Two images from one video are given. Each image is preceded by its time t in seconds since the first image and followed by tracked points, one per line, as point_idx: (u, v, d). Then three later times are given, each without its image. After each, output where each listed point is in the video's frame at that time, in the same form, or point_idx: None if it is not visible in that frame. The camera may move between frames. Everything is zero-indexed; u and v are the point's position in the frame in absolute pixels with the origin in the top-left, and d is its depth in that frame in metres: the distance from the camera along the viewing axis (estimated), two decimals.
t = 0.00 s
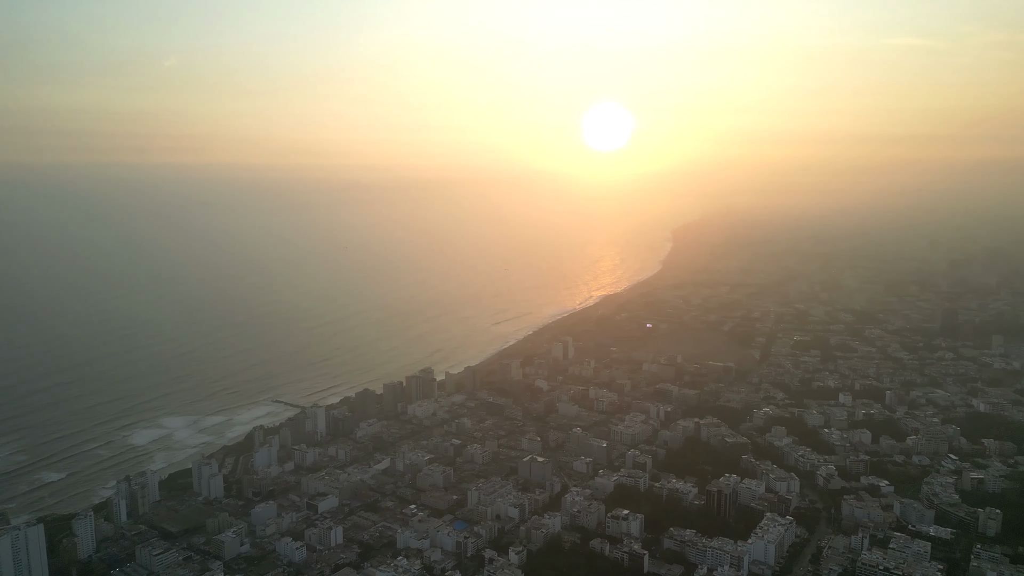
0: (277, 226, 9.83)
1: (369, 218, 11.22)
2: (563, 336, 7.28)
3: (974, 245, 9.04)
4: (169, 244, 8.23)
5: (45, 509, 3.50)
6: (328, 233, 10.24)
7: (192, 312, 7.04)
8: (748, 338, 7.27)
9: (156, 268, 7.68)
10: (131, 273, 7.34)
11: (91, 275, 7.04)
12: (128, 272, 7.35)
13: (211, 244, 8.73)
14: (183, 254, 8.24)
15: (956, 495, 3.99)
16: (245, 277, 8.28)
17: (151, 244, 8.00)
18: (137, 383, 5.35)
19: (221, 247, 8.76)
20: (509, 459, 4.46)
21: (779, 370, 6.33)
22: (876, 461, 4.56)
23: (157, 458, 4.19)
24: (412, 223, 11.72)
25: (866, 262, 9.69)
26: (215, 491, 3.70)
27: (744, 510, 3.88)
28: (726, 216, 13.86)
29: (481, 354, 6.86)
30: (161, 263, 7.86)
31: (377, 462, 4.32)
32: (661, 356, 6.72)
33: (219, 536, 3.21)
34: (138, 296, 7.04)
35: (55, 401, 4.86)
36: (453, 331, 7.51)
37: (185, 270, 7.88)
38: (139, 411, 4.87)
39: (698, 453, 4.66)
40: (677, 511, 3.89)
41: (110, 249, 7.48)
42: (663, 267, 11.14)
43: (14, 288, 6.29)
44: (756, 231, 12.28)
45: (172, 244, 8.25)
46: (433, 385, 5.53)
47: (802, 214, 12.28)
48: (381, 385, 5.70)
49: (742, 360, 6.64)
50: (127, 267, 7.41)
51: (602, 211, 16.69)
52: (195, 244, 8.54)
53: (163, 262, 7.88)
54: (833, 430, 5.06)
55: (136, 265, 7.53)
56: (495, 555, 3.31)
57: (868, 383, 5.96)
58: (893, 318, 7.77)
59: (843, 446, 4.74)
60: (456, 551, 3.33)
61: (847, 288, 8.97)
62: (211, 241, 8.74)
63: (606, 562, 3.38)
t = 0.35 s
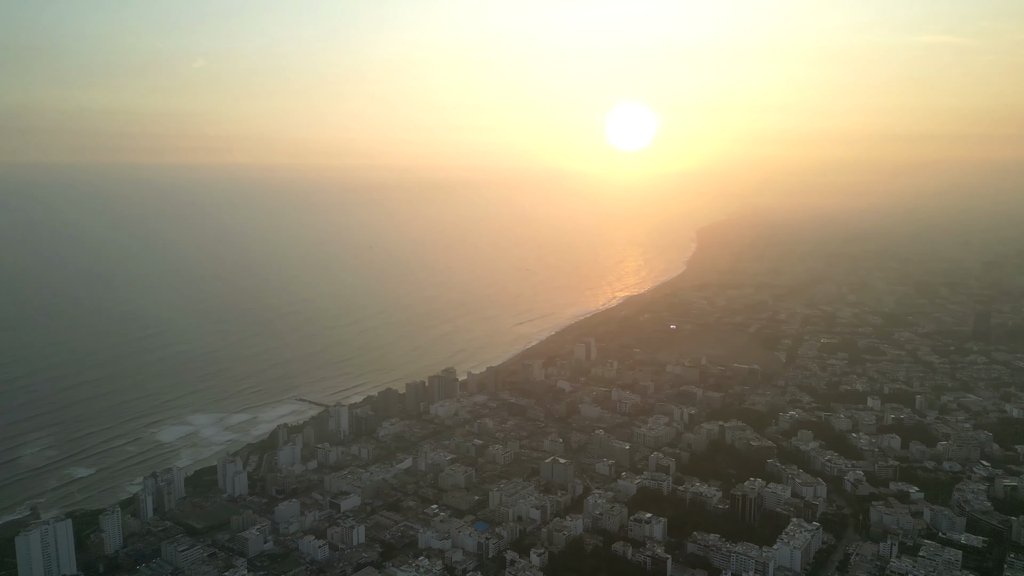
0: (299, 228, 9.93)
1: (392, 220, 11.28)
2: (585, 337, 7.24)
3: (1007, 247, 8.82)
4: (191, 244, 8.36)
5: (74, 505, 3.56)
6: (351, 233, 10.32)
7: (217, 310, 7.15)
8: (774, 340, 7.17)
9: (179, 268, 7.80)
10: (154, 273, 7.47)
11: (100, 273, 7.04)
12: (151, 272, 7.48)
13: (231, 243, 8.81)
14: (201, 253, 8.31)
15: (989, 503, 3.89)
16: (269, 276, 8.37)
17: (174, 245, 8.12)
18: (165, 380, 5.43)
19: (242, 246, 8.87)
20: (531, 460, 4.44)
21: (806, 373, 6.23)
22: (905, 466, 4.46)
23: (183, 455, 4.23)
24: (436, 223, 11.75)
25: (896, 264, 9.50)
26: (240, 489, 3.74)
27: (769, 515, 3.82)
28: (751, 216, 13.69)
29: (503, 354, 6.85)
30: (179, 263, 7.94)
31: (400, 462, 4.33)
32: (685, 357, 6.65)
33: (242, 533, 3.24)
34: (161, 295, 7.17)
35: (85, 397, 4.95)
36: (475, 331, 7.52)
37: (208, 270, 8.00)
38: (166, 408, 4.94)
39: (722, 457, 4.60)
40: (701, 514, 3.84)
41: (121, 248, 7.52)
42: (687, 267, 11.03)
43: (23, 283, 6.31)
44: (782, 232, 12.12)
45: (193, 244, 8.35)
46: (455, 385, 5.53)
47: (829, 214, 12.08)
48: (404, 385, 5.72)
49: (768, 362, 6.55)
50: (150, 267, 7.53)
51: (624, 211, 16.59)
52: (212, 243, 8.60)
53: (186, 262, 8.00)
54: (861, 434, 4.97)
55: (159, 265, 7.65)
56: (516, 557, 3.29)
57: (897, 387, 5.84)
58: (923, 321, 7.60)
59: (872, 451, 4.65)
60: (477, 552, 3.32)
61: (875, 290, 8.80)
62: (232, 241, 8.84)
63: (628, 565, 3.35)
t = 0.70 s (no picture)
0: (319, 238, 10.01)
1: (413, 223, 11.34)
2: (607, 338, 7.20)
3: None
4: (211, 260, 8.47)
5: (101, 501, 3.61)
6: (371, 239, 10.39)
7: (236, 314, 7.18)
8: (799, 343, 7.07)
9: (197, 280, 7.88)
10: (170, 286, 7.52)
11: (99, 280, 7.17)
12: (169, 285, 7.55)
13: (244, 253, 8.92)
14: (211, 262, 8.41)
15: (1021, 511, 3.79)
16: (290, 281, 8.45)
17: (191, 264, 8.22)
18: (190, 378, 5.50)
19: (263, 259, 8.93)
20: (552, 462, 4.42)
21: (831, 376, 6.13)
22: (933, 472, 4.36)
23: (207, 453, 4.28)
24: (457, 224, 11.78)
25: (924, 265, 9.31)
26: (262, 487, 3.76)
27: (794, 520, 3.76)
28: (776, 217, 13.52)
29: (524, 355, 6.84)
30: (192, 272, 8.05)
31: (420, 461, 4.33)
32: (708, 359, 6.58)
33: (264, 531, 3.26)
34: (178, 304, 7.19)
35: (113, 395, 5.04)
36: (497, 331, 7.51)
37: (226, 280, 8.07)
38: (192, 406, 5.00)
39: (745, 461, 4.54)
40: (724, 519, 3.80)
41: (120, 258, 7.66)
42: (710, 268, 10.92)
43: (43, 300, 6.43)
44: (807, 233, 11.94)
45: (212, 261, 8.46)
46: (476, 385, 5.53)
47: (855, 214, 11.88)
48: (425, 385, 5.73)
49: (792, 365, 6.45)
50: (167, 282, 7.61)
51: (647, 211, 16.49)
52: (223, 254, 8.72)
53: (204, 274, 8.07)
54: (888, 439, 4.87)
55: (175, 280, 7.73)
56: (536, 559, 3.27)
57: (925, 391, 5.72)
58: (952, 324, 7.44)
59: (899, 456, 4.55)
60: (497, 554, 3.30)
61: (903, 292, 8.64)
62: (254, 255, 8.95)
63: (649, 569, 3.32)
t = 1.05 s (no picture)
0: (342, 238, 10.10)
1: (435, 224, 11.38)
2: (630, 339, 7.14)
3: None
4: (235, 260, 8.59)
5: (128, 496, 3.67)
6: (394, 240, 10.44)
7: (259, 314, 7.27)
8: (826, 345, 6.95)
9: (219, 280, 7.98)
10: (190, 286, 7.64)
11: (107, 277, 7.21)
12: (189, 285, 7.67)
13: (264, 253, 9.02)
14: (236, 263, 8.52)
15: None
16: (314, 282, 8.53)
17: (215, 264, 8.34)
18: (216, 376, 5.57)
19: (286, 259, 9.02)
20: (574, 464, 4.40)
21: (859, 380, 6.02)
22: (965, 479, 4.25)
23: (232, 450, 4.32)
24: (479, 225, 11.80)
25: (956, 267, 9.11)
26: (286, 485, 3.79)
27: (820, 527, 3.70)
28: (803, 217, 13.33)
29: (546, 356, 6.81)
30: (211, 271, 8.13)
31: (442, 461, 4.33)
32: (733, 361, 6.50)
33: (287, 529, 3.28)
34: (196, 304, 7.28)
35: (141, 392, 5.12)
36: (519, 331, 7.50)
37: (249, 280, 8.16)
38: (218, 404, 5.05)
39: (771, 465, 4.47)
40: (749, 524, 3.74)
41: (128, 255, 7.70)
42: (735, 269, 10.80)
43: (68, 298, 6.60)
44: (835, 233, 11.75)
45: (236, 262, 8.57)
46: (498, 386, 5.52)
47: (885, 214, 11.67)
48: (447, 385, 5.73)
49: (819, 368, 6.35)
50: (188, 282, 7.73)
51: (672, 212, 16.35)
52: (243, 254, 8.82)
53: (226, 275, 8.19)
54: (918, 445, 4.77)
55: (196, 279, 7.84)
56: (558, 561, 3.25)
57: (957, 396, 5.59)
58: (985, 328, 7.27)
59: (930, 462, 4.45)
60: (519, 556, 3.29)
61: (933, 294, 8.46)
62: (277, 255, 9.04)
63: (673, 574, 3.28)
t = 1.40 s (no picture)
0: (359, 238, 10.14)
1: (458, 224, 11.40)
2: (653, 340, 7.08)
3: None
4: (254, 260, 8.68)
5: (155, 493, 3.71)
6: (416, 240, 10.48)
7: (282, 314, 7.34)
8: (853, 348, 6.83)
9: (237, 280, 8.06)
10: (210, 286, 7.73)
11: (126, 280, 7.29)
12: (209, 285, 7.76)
13: (287, 254, 9.08)
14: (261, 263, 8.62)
15: None
16: (338, 283, 8.58)
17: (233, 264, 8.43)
18: (241, 375, 5.63)
19: (303, 259, 9.08)
20: (596, 466, 4.37)
21: (888, 384, 5.90)
22: (997, 486, 4.14)
23: (256, 449, 4.35)
24: (502, 225, 11.78)
25: (988, 268, 8.89)
26: (308, 483, 3.81)
27: (847, 533, 3.63)
28: (830, 216, 13.11)
29: (568, 357, 6.77)
30: (234, 273, 8.22)
31: (464, 462, 4.33)
32: (758, 364, 6.41)
33: (310, 528, 3.30)
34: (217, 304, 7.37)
35: (169, 390, 5.19)
36: (542, 332, 7.47)
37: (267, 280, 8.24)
38: (243, 402, 5.11)
39: (797, 470, 4.40)
40: (774, 529, 3.68)
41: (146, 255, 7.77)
42: (761, 270, 10.66)
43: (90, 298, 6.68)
44: (863, 234, 11.54)
45: (253, 261, 8.65)
46: (519, 387, 5.49)
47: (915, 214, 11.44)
48: (469, 385, 5.72)
49: (847, 372, 6.23)
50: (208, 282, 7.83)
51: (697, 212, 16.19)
52: (267, 255, 8.89)
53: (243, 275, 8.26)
54: (949, 450, 4.66)
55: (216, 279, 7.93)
56: (579, 564, 3.23)
57: (989, 401, 5.45)
58: (1019, 331, 7.08)
59: (960, 469, 4.34)
60: (540, 558, 3.27)
61: (965, 297, 8.27)
62: (295, 256, 9.10)
63: None
